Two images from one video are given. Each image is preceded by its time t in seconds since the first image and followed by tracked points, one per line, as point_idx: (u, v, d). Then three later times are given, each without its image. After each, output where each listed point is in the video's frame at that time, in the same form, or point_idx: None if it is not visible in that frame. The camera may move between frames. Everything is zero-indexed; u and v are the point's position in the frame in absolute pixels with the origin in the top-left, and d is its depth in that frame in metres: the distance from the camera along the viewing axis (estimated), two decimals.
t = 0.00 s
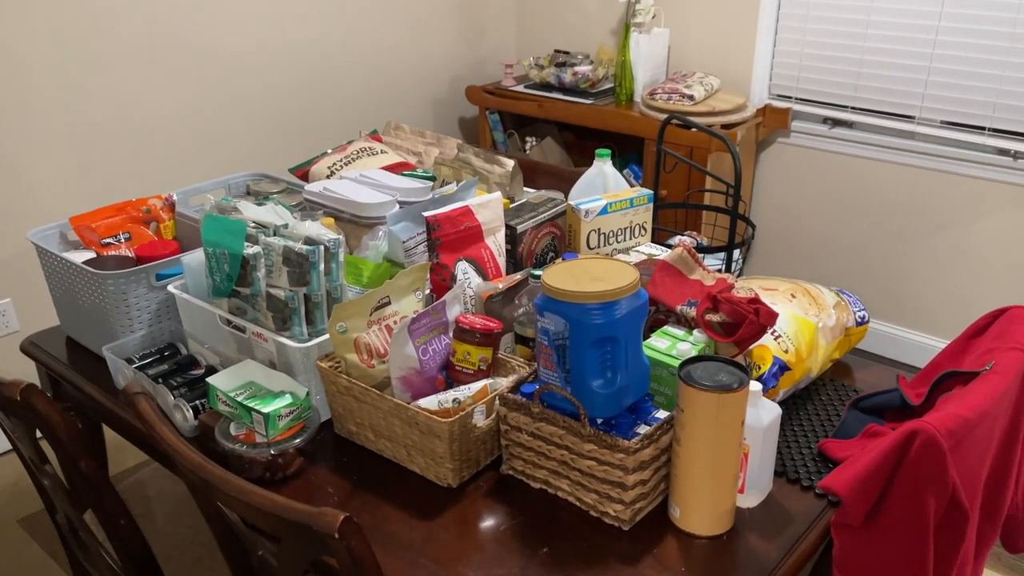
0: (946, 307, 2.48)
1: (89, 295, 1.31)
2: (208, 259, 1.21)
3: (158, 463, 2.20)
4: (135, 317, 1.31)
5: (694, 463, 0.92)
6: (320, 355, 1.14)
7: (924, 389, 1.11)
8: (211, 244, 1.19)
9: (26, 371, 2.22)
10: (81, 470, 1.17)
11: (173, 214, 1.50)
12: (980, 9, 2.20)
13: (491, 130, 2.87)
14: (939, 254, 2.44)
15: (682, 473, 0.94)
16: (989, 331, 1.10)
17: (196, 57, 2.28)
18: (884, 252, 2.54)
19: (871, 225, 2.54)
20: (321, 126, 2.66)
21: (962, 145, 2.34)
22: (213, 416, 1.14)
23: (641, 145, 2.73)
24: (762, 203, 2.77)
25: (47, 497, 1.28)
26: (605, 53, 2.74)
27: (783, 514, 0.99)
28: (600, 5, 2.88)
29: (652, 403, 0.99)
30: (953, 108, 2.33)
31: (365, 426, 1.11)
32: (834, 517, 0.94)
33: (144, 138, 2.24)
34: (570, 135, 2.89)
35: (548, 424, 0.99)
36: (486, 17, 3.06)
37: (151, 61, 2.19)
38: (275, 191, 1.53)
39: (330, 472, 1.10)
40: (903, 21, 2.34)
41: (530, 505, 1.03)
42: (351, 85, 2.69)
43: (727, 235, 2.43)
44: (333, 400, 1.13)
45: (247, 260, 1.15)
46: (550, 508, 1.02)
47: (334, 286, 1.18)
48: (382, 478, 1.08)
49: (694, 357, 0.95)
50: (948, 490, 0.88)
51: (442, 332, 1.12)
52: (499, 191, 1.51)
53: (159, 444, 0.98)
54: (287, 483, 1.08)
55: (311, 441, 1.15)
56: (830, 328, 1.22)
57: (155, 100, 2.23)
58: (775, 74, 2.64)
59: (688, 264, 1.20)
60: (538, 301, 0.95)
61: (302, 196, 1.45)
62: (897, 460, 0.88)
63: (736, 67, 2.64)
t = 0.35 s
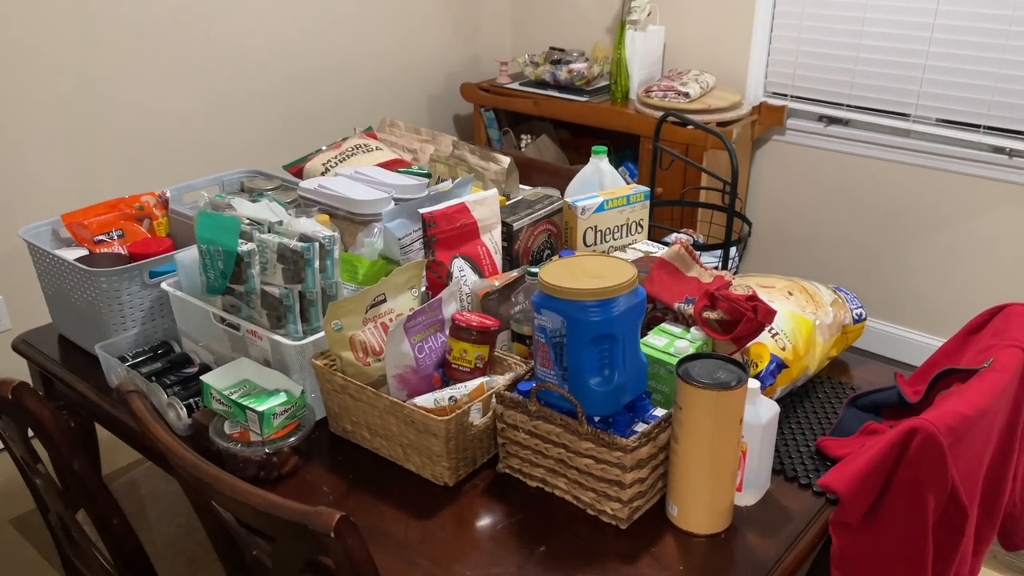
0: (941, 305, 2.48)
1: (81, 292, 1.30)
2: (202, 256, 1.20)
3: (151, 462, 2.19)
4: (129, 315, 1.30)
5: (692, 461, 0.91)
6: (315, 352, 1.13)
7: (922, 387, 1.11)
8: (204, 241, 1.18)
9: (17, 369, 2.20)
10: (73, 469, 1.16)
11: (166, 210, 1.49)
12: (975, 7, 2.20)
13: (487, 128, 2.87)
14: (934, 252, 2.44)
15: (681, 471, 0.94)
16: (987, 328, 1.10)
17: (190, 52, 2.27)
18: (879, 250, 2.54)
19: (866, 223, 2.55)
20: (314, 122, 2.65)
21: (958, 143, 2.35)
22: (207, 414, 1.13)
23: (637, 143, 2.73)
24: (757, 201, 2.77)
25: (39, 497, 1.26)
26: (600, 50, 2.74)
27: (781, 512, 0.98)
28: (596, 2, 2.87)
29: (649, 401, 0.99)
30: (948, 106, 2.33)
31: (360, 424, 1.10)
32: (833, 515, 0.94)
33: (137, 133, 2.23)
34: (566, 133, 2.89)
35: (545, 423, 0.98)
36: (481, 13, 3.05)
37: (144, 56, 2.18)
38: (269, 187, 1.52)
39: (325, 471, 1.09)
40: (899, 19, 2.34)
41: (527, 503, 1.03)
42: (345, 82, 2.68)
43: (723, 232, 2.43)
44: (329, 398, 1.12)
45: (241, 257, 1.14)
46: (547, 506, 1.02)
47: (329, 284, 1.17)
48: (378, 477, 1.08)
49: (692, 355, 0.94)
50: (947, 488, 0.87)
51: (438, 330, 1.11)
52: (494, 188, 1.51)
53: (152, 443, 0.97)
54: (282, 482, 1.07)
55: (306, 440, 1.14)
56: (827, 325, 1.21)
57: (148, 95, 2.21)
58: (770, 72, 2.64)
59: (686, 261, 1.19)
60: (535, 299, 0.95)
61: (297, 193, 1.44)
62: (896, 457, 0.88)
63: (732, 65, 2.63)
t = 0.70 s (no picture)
0: (937, 309, 2.48)
1: (74, 296, 1.29)
2: (195, 260, 1.19)
3: (144, 467, 2.18)
4: (121, 319, 1.29)
5: (686, 466, 0.91)
6: (309, 357, 1.13)
7: (916, 393, 1.11)
8: (198, 245, 1.17)
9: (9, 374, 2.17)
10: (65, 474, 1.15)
11: (159, 214, 1.49)
12: (971, 13, 2.20)
13: (482, 131, 2.86)
14: (930, 257, 2.44)
15: (675, 477, 0.93)
16: (981, 334, 1.10)
17: (190, 54, 2.23)
18: (875, 254, 2.54)
19: (862, 228, 2.54)
20: (313, 126, 2.62)
21: (953, 148, 2.35)
22: (200, 419, 1.12)
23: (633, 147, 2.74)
24: (753, 205, 2.77)
25: (31, 501, 1.25)
26: (596, 54, 2.73)
27: (775, 518, 0.98)
28: (592, 6, 2.87)
29: (644, 407, 0.98)
30: (943, 112, 2.34)
31: (354, 430, 1.10)
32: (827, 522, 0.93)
33: (136, 138, 2.18)
34: (562, 137, 2.88)
35: (539, 428, 0.98)
36: (477, 17, 3.04)
37: (144, 58, 2.13)
38: (263, 192, 1.51)
39: (318, 477, 1.09)
40: (894, 24, 2.34)
41: (521, 509, 1.02)
42: (343, 85, 2.66)
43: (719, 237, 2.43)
44: (322, 403, 1.11)
45: (235, 262, 1.14)
46: (541, 512, 1.01)
47: (323, 288, 1.16)
48: (372, 483, 1.07)
49: (687, 361, 0.94)
50: (941, 494, 0.87)
51: (432, 334, 1.10)
52: (489, 192, 1.50)
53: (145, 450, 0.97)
54: (275, 488, 1.06)
55: (299, 445, 1.14)
56: (822, 330, 1.21)
57: (148, 98, 2.17)
58: (766, 77, 2.64)
59: (681, 266, 1.19)
60: (530, 304, 0.94)
61: (291, 197, 1.44)
62: (891, 463, 0.88)
63: (729, 69, 2.63)
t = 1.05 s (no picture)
0: (932, 319, 2.49)
1: (72, 304, 1.29)
2: (193, 269, 1.20)
3: (140, 474, 2.18)
4: (119, 327, 1.29)
5: (681, 476, 0.91)
6: (305, 366, 1.13)
7: (910, 403, 1.11)
8: (195, 255, 1.18)
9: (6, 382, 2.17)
10: (60, 481, 1.16)
11: (157, 223, 1.49)
12: (967, 25, 2.21)
13: (480, 140, 2.86)
14: (925, 267, 2.45)
15: (669, 487, 0.94)
16: (975, 345, 1.11)
17: (189, 62, 2.23)
18: (871, 265, 2.55)
19: (858, 238, 2.55)
20: (312, 134, 2.62)
21: (948, 159, 2.36)
22: (196, 427, 1.13)
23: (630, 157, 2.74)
24: (749, 215, 2.78)
25: (27, 510, 1.26)
26: (594, 64, 2.75)
27: (769, 528, 0.98)
28: (590, 17, 2.89)
29: (639, 417, 0.99)
30: (939, 122, 2.35)
31: (350, 439, 1.10)
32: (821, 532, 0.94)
33: (134, 146, 2.18)
34: (559, 146, 2.89)
35: (534, 438, 0.98)
36: (475, 26, 3.05)
37: (143, 66, 2.13)
38: (262, 201, 1.51)
39: (314, 485, 1.09)
40: (890, 36, 2.35)
41: (517, 519, 1.02)
42: (343, 94, 2.66)
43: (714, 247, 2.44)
44: (318, 412, 1.12)
45: (232, 271, 1.14)
46: (536, 522, 1.02)
47: (320, 297, 1.17)
48: (367, 493, 1.07)
49: (682, 371, 0.95)
50: (934, 506, 0.88)
51: (428, 344, 1.11)
52: (487, 202, 1.51)
53: (140, 458, 0.97)
54: (271, 497, 1.07)
55: (295, 454, 1.14)
56: (817, 341, 1.22)
57: (148, 108, 2.18)
58: (762, 87, 2.66)
59: (675, 277, 1.20)
60: (525, 314, 0.95)
61: (289, 207, 1.44)
62: (884, 474, 0.88)
63: (725, 79, 2.65)
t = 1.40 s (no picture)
0: (931, 331, 2.49)
1: (69, 311, 1.29)
2: (190, 276, 1.20)
3: (136, 481, 2.17)
4: (116, 334, 1.29)
5: (676, 484, 0.91)
6: (302, 374, 1.13)
7: (906, 414, 1.11)
8: (192, 261, 1.18)
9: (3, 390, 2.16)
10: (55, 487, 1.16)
11: (156, 230, 1.49)
12: (965, 37, 2.22)
13: (479, 150, 2.88)
14: (924, 279, 2.45)
15: (664, 496, 0.94)
16: (971, 356, 1.11)
17: (192, 70, 2.21)
18: (868, 276, 2.56)
19: (857, 249, 2.56)
20: (314, 143, 2.60)
21: (945, 171, 2.37)
22: (192, 434, 1.13)
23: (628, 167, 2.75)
24: (748, 225, 2.78)
25: (21, 516, 1.25)
26: (593, 75, 2.77)
27: (765, 538, 0.98)
28: (589, 28, 2.90)
29: (634, 425, 0.99)
30: (937, 134, 2.36)
31: (346, 447, 1.10)
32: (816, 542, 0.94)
33: (137, 153, 2.16)
34: (558, 156, 2.90)
35: (529, 446, 0.98)
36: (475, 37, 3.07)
37: (147, 73, 2.12)
38: (260, 209, 1.52)
39: (310, 493, 1.09)
40: (888, 48, 2.36)
41: (512, 527, 1.02)
42: (345, 103, 2.66)
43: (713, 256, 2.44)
44: (314, 419, 1.12)
45: (229, 278, 1.14)
46: (531, 530, 1.01)
47: (317, 305, 1.17)
48: (363, 501, 1.07)
49: (678, 380, 0.95)
50: (929, 516, 0.87)
51: (425, 352, 1.11)
52: (484, 211, 1.52)
53: (136, 464, 0.97)
54: (266, 504, 1.07)
55: (291, 462, 1.14)
56: (813, 351, 1.22)
57: (152, 117, 2.16)
58: (761, 98, 2.67)
59: (672, 286, 1.20)
60: (522, 322, 0.95)
61: (287, 215, 1.45)
62: (879, 483, 0.88)
63: (724, 90, 2.66)
